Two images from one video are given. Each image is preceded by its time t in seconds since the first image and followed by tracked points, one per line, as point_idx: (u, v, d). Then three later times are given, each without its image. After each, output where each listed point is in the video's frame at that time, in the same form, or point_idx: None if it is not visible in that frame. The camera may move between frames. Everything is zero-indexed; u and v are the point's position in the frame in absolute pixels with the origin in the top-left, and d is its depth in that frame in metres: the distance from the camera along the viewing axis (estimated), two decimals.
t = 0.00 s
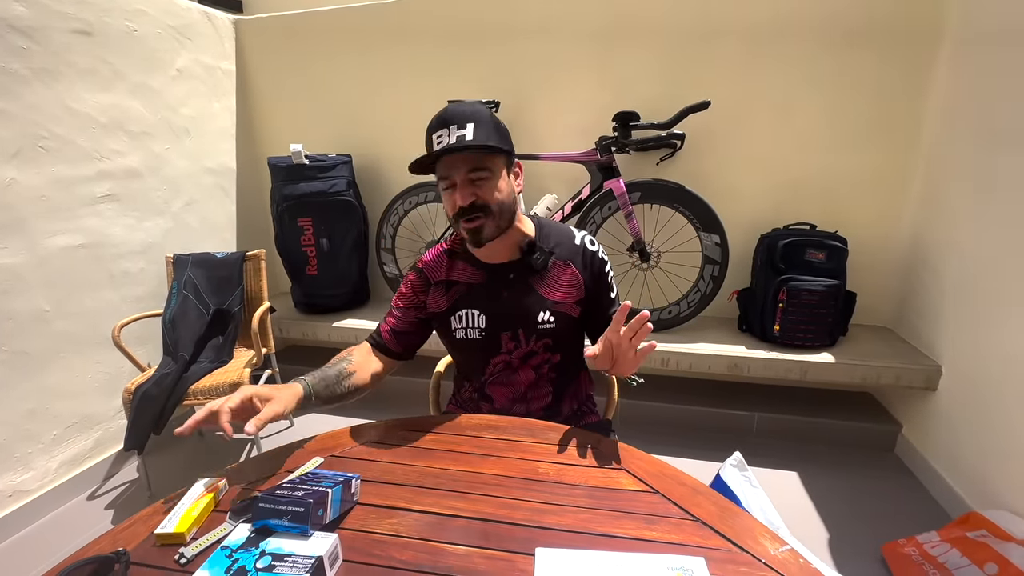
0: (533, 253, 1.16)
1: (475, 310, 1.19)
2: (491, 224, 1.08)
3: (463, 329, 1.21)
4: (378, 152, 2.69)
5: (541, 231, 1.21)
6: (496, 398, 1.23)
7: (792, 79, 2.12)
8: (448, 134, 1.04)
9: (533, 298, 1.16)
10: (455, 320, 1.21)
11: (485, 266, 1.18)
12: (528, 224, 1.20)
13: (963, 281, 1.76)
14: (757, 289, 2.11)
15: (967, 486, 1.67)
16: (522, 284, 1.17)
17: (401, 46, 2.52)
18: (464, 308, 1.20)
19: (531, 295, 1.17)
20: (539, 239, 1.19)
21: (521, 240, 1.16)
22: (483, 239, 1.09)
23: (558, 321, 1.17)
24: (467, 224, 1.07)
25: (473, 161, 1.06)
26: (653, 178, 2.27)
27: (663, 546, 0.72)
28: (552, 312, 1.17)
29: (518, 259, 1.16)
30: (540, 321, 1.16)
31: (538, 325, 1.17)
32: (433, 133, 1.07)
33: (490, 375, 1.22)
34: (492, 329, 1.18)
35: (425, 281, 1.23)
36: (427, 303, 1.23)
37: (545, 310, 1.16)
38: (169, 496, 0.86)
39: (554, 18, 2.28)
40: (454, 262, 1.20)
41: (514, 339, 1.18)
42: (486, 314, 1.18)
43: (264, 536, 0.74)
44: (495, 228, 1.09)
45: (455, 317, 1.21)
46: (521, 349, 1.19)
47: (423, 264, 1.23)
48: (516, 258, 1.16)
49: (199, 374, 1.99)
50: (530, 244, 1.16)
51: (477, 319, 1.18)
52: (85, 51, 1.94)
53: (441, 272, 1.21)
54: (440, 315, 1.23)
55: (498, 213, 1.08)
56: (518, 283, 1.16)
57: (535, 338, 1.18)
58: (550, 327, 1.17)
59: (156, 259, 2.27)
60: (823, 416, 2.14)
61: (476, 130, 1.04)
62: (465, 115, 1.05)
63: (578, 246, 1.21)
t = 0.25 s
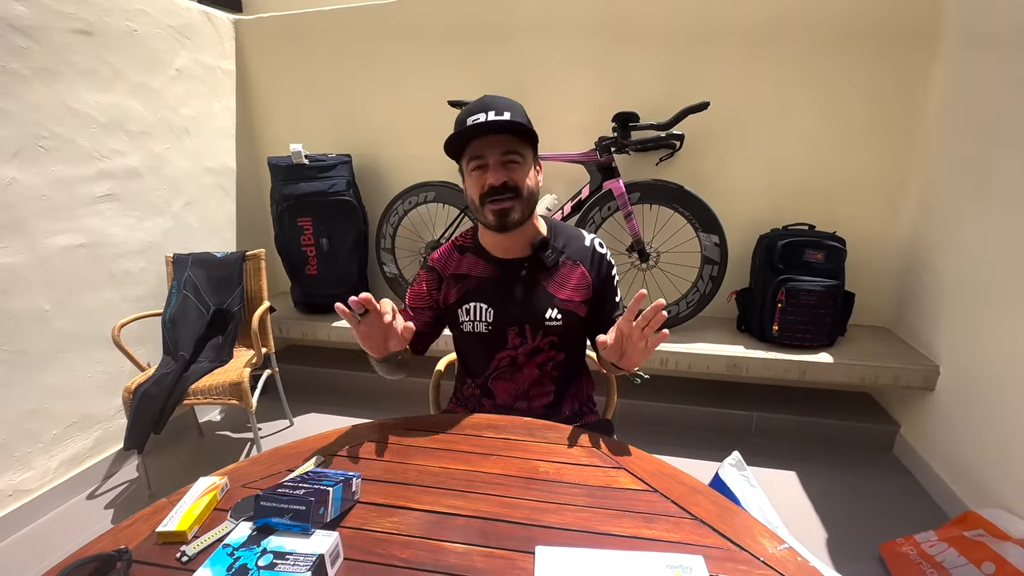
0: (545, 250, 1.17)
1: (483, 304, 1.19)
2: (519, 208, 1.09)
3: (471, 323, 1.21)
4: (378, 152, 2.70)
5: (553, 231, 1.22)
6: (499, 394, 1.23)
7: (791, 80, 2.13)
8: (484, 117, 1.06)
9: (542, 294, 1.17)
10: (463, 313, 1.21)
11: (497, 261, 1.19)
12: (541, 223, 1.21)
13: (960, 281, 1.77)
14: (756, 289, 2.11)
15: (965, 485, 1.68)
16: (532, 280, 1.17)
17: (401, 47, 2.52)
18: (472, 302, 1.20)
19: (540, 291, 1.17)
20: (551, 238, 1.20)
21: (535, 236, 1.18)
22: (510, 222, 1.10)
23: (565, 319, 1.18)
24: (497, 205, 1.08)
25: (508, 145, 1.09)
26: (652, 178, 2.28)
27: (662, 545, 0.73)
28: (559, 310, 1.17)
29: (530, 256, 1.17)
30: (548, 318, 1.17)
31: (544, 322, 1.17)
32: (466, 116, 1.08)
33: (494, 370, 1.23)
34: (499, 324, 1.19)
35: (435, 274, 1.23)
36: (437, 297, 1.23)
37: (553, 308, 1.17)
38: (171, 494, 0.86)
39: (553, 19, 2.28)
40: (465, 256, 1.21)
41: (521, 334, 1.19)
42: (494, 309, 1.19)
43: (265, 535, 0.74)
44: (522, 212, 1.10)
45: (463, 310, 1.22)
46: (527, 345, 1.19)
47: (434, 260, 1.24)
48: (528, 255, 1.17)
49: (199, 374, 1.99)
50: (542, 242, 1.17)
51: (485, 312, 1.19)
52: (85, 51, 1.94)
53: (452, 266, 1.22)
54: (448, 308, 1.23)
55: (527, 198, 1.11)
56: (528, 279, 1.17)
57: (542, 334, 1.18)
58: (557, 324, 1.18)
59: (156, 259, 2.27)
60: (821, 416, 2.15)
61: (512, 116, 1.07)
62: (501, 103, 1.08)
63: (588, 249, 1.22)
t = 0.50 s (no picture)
0: (555, 251, 1.17)
1: (490, 302, 1.19)
2: (538, 201, 1.09)
3: (477, 319, 1.21)
4: (376, 153, 2.70)
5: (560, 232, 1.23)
6: (502, 393, 1.23)
7: (788, 82, 2.13)
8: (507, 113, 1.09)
9: (550, 295, 1.18)
10: (470, 310, 1.21)
11: (507, 259, 1.18)
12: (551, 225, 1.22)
13: (957, 283, 1.78)
14: (754, 290, 2.12)
15: (961, 486, 1.68)
16: (542, 280, 1.18)
17: (399, 47, 2.52)
18: (479, 299, 1.20)
19: (549, 291, 1.18)
20: (560, 239, 1.20)
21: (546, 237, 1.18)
22: (529, 213, 1.09)
23: (571, 320, 1.19)
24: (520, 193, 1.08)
25: (530, 139, 1.12)
26: (650, 179, 2.28)
27: (658, 546, 0.73)
28: (567, 311, 1.18)
29: (540, 255, 1.17)
30: (555, 318, 1.18)
31: (551, 322, 1.18)
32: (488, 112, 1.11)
33: (497, 368, 1.23)
34: (506, 322, 1.19)
35: (444, 270, 1.23)
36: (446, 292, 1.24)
37: (560, 308, 1.18)
38: (168, 495, 0.86)
39: (552, 20, 2.28)
40: (475, 252, 1.21)
41: (527, 334, 1.19)
42: (501, 307, 1.19)
43: (263, 536, 0.74)
44: (540, 206, 1.10)
45: (469, 307, 1.21)
46: (533, 344, 1.19)
47: (443, 254, 1.23)
48: (538, 255, 1.17)
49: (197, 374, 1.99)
50: (552, 243, 1.17)
51: (491, 310, 1.18)
52: (83, 52, 1.94)
53: (461, 261, 1.21)
54: (456, 304, 1.24)
55: (545, 193, 1.11)
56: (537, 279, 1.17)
57: (548, 335, 1.19)
58: (563, 325, 1.18)
59: (154, 259, 2.27)
60: (819, 417, 2.15)
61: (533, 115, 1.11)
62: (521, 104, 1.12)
63: (595, 250, 1.22)
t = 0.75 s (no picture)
0: (556, 254, 1.17)
1: (491, 305, 1.19)
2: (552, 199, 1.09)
3: (478, 322, 1.20)
4: (375, 153, 2.70)
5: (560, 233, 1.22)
6: (501, 394, 1.24)
7: (786, 83, 2.14)
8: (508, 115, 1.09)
9: (552, 298, 1.18)
10: (471, 312, 1.21)
11: (508, 263, 1.17)
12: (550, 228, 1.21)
13: (954, 283, 1.78)
14: (752, 290, 2.12)
15: (959, 486, 1.69)
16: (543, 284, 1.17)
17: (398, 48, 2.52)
18: (480, 302, 1.19)
19: (550, 294, 1.18)
20: (561, 240, 1.20)
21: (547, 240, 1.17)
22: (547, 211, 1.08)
23: (571, 323, 1.19)
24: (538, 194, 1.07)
25: (536, 141, 1.12)
26: (649, 179, 2.29)
27: (655, 545, 0.73)
28: (568, 314, 1.18)
29: (542, 258, 1.17)
30: (556, 321, 1.18)
31: (553, 325, 1.18)
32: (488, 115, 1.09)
33: (498, 370, 1.23)
34: (507, 325, 1.19)
35: (443, 272, 1.21)
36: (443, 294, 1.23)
37: (561, 311, 1.18)
38: (166, 495, 0.86)
39: (551, 21, 2.29)
40: (476, 255, 1.19)
41: (528, 336, 1.19)
42: (502, 311, 1.18)
43: (260, 535, 0.74)
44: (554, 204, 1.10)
45: (469, 310, 1.21)
46: (533, 347, 1.20)
47: (442, 255, 1.21)
48: (539, 258, 1.17)
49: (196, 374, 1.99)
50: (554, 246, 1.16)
51: (493, 314, 1.18)
52: (82, 52, 1.94)
53: (462, 264, 1.20)
54: (455, 306, 1.23)
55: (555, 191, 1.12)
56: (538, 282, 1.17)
57: (549, 337, 1.19)
58: (564, 327, 1.19)
59: (153, 259, 2.27)
60: (817, 417, 2.16)
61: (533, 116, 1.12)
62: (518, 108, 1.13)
63: (592, 250, 1.22)
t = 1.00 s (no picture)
0: (558, 258, 1.16)
1: (494, 315, 1.18)
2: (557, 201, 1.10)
3: (479, 333, 1.19)
4: (374, 154, 2.70)
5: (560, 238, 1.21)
6: (504, 403, 1.24)
7: (785, 84, 2.14)
8: (506, 120, 1.07)
9: (555, 304, 1.17)
10: (472, 323, 1.20)
11: (508, 271, 1.16)
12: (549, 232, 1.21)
13: (951, 284, 1.79)
14: (750, 292, 2.12)
15: (956, 487, 1.69)
16: (546, 290, 1.17)
17: (397, 48, 2.53)
18: (482, 312, 1.18)
19: (553, 300, 1.17)
20: (560, 245, 1.19)
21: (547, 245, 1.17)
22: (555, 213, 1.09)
23: (576, 327, 1.20)
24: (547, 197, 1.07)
25: (535, 143, 1.11)
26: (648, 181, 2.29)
27: (654, 546, 0.73)
28: (571, 320, 1.19)
29: (542, 264, 1.16)
30: (560, 327, 1.18)
31: (557, 332, 1.18)
32: (485, 119, 1.06)
33: (501, 378, 1.23)
34: (510, 334, 1.18)
35: (442, 282, 1.20)
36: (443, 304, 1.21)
37: (565, 317, 1.18)
38: (163, 495, 0.86)
39: (550, 21, 2.29)
40: (475, 263, 1.18)
41: (532, 345, 1.19)
42: (505, 320, 1.18)
43: (258, 536, 0.74)
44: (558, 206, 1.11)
45: (471, 320, 1.20)
46: (537, 355, 1.20)
47: (437, 265, 1.19)
48: (539, 263, 1.16)
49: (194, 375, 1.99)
50: (555, 250, 1.15)
51: (497, 323, 1.18)
52: (81, 52, 1.94)
53: (460, 273, 1.19)
54: (455, 315, 1.22)
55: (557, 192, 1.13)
56: (541, 289, 1.16)
57: (553, 345, 1.20)
58: (568, 334, 1.19)
59: (151, 260, 2.26)
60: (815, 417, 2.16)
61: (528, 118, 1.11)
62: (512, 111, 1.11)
63: (593, 253, 1.22)
